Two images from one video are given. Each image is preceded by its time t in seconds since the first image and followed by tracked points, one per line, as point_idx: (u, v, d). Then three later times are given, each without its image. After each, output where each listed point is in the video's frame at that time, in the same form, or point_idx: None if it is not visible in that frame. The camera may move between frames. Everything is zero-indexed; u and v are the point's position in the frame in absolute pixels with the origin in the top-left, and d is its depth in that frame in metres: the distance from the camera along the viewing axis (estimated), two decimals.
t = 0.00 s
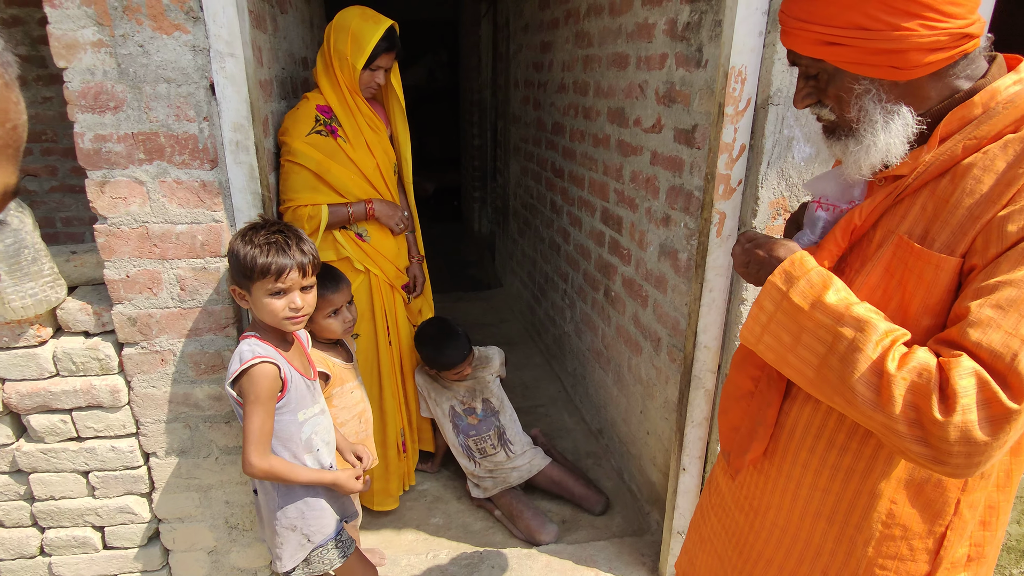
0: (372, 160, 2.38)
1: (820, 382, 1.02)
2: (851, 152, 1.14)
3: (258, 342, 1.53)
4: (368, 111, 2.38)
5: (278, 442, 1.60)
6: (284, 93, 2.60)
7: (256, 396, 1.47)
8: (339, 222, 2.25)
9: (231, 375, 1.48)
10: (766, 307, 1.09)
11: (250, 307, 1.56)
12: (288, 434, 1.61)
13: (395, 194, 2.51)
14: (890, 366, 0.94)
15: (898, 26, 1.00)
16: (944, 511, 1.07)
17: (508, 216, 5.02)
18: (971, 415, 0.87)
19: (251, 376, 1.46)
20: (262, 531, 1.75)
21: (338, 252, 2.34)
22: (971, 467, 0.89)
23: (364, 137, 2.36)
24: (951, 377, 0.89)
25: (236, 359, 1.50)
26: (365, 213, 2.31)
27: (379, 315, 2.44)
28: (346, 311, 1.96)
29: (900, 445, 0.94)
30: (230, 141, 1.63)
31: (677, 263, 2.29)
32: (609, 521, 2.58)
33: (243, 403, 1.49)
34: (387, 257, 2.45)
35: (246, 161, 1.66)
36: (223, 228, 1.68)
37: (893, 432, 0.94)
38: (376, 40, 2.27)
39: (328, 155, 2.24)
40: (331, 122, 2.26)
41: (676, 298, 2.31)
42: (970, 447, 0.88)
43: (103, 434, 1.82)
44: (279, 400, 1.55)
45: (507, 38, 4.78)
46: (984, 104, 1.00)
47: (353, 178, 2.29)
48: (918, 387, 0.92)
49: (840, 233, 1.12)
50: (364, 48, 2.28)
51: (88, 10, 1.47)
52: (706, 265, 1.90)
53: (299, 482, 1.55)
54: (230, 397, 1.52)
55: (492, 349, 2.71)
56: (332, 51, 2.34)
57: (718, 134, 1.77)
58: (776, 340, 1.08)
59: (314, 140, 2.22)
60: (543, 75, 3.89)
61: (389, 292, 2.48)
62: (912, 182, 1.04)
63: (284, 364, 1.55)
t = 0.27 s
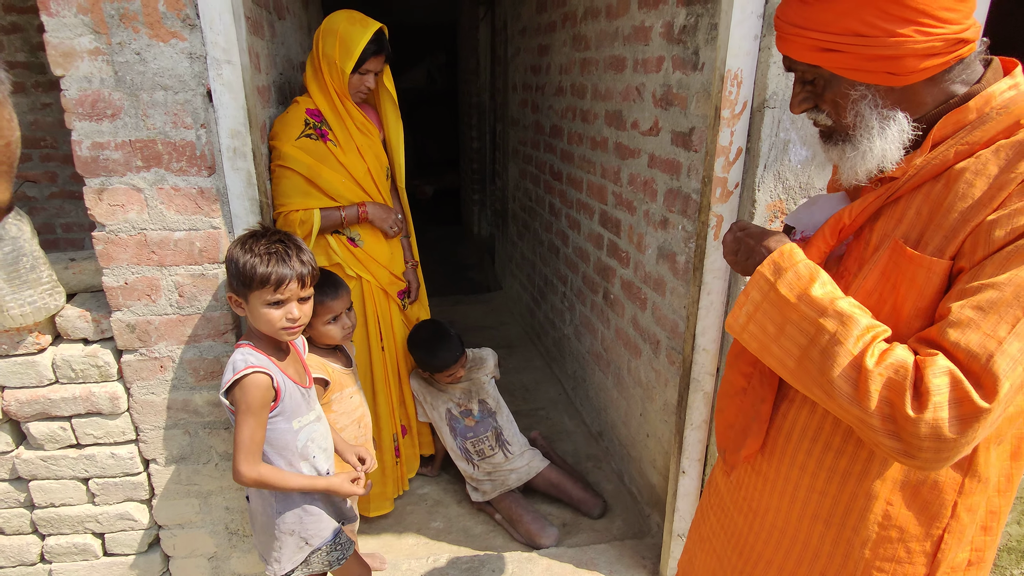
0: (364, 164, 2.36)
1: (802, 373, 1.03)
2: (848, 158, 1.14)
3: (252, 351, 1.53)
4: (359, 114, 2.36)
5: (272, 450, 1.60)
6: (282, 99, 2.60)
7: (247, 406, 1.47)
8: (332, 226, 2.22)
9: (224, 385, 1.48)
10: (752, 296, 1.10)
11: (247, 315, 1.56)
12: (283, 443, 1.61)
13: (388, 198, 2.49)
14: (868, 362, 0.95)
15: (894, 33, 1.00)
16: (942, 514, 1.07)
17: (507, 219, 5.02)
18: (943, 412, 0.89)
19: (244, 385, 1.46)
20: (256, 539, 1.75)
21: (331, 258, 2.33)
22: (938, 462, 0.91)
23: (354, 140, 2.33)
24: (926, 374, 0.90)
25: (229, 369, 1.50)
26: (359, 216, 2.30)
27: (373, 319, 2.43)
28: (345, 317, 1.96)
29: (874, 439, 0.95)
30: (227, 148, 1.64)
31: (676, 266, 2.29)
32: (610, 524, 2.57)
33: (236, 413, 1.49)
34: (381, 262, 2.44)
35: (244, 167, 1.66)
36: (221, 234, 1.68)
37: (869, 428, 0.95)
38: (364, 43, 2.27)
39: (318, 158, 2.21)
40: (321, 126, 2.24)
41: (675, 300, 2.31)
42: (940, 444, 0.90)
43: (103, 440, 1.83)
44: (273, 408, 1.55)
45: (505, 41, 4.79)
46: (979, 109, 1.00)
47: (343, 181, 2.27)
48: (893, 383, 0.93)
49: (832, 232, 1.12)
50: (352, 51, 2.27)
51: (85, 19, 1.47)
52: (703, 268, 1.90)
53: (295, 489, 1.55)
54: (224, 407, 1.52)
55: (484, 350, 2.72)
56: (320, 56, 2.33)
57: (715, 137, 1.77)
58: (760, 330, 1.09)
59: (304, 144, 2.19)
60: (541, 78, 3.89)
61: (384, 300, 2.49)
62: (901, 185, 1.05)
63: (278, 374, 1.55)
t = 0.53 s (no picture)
0: (361, 163, 2.34)
1: (799, 360, 1.03)
2: (858, 157, 1.13)
3: (257, 351, 1.53)
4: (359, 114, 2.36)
5: (277, 450, 1.60)
6: (286, 99, 2.60)
7: (253, 406, 1.47)
8: (335, 224, 2.22)
9: (230, 386, 1.48)
10: (757, 281, 1.10)
11: (249, 316, 1.56)
12: (289, 443, 1.61)
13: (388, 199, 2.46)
14: (863, 352, 0.95)
15: (906, 31, 0.99)
16: (950, 514, 1.06)
17: (510, 220, 5.02)
18: (931, 405, 0.90)
19: (250, 386, 1.46)
20: (264, 537, 1.75)
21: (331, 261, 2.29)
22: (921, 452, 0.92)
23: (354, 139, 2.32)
24: (915, 367, 0.91)
25: (235, 370, 1.50)
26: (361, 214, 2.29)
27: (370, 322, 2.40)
28: (352, 319, 1.95)
29: (863, 429, 0.97)
30: (232, 148, 1.64)
31: (680, 266, 2.29)
32: (614, 525, 2.57)
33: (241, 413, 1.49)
34: (378, 264, 2.39)
35: (249, 168, 1.66)
36: (226, 234, 1.68)
37: (858, 417, 0.96)
38: (360, 41, 2.26)
39: (318, 157, 2.22)
40: (320, 125, 2.24)
41: (680, 301, 2.30)
42: (926, 436, 0.91)
43: (108, 441, 1.83)
44: (279, 408, 1.55)
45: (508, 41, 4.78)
46: (990, 109, 0.99)
47: (342, 180, 2.25)
48: (885, 376, 0.94)
49: (836, 228, 1.12)
50: (347, 50, 2.26)
51: (90, 20, 1.48)
52: (709, 268, 1.89)
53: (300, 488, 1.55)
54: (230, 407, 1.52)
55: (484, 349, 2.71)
56: (318, 58, 2.34)
57: (720, 137, 1.76)
58: (761, 316, 1.09)
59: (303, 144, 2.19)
60: (545, 79, 3.89)
61: (383, 307, 2.44)
62: (906, 183, 1.05)
63: (282, 374, 1.55)
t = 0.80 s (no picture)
0: (364, 166, 2.34)
1: (807, 348, 1.04)
2: (875, 160, 1.12)
3: (263, 353, 1.52)
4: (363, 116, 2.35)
5: (285, 451, 1.60)
6: (293, 101, 2.61)
7: (260, 407, 1.47)
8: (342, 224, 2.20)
9: (237, 387, 1.48)
10: (776, 267, 1.09)
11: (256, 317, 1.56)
12: (296, 444, 1.61)
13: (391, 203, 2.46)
14: (868, 345, 0.96)
15: (929, 33, 0.98)
16: (961, 517, 1.05)
17: (515, 221, 5.02)
18: (929, 400, 0.91)
19: (257, 387, 1.46)
20: (269, 539, 1.75)
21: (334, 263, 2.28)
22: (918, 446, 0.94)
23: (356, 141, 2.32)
24: (916, 361, 0.92)
25: (242, 371, 1.50)
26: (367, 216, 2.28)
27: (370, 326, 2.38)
28: (359, 321, 1.95)
29: (863, 421, 0.98)
30: (240, 150, 1.64)
31: (687, 268, 2.28)
32: (620, 527, 2.56)
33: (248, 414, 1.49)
34: (376, 267, 2.37)
35: (256, 170, 1.67)
36: (233, 236, 1.68)
37: (858, 406, 0.97)
38: (369, 46, 2.26)
39: (320, 159, 2.20)
40: (323, 126, 2.23)
41: (686, 302, 2.29)
42: (922, 430, 0.91)
43: (115, 441, 1.83)
44: (286, 410, 1.55)
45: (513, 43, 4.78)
46: (1011, 109, 0.98)
47: (344, 182, 2.24)
48: (886, 369, 0.94)
49: (850, 223, 1.14)
50: (357, 53, 2.27)
51: (99, 22, 1.48)
52: (716, 270, 1.89)
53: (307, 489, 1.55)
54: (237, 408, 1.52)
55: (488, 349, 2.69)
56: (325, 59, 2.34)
57: (728, 138, 1.76)
58: (775, 303, 1.09)
59: (306, 144, 2.18)
60: (550, 80, 3.89)
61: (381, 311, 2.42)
62: (918, 182, 1.06)
63: (290, 375, 1.55)
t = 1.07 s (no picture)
0: (365, 167, 2.34)
1: (815, 354, 1.03)
2: (873, 161, 1.13)
3: (264, 355, 1.53)
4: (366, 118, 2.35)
5: (284, 453, 1.60)
6: (294, 102, 2.61)
7: (261, 410, 1.47)
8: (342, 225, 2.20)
9: (237, 389, 1.48)
10: (780, 273, 1.09)
11: (262, 322, 1.53)
12: (295, 446, 1.61)
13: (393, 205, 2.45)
14: (878, 353, 0.95)
15: (932, 36, 0.98)
16: (961, 521, 1.05)
17: (516, 223, 5.02)
18: (942, 410, 0.90)
19: (257, 390, 1.46)
20: (268, 542, 1.75)
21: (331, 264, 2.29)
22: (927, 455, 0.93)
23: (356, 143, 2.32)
24: (929, 370, 0.92)
25: (242, 373, 1.50)
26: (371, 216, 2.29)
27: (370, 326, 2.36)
28: (360, 323, 1.95)
29: (872, 429, 0.98)
30: (241, 152, 1.65)
31: (687, 270, 2.28)
32: (620, 529, 2.55)
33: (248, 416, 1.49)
34: (376, 268, 2.36)
35: (257, 172, 1.67)
36: (234, 238, 1.69)
37: (868, 415, 0.97)
38: (372, 47, 2.27)
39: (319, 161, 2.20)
40: (324, 128, 2.23)
41: (687, 304, 2.29)
42: (934, 439, 0.91)
43: (115, 443, 1.83)
44: (286, 412, 1.55)
45: (515, 44, 4.78)
46: (1011, 111, 0.98)
47: (344, 184, 2.24)
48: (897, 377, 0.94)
49: (853, 230, 1.13)
50: (361, 55, 2.28)
51: (101, 24, 1.49)
52: (716, 272, 1.89)
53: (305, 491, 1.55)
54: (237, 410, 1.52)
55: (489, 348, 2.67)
56: (328, 60, 2.35)
57: (728, 140, 1.76)
58: (781, 309, 1.08)
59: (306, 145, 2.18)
60: (551, 82, 3.89)
61: (382, 311, 2.39)
62: (920, 185, 1.05)
63: (291, 378, 1.56)
